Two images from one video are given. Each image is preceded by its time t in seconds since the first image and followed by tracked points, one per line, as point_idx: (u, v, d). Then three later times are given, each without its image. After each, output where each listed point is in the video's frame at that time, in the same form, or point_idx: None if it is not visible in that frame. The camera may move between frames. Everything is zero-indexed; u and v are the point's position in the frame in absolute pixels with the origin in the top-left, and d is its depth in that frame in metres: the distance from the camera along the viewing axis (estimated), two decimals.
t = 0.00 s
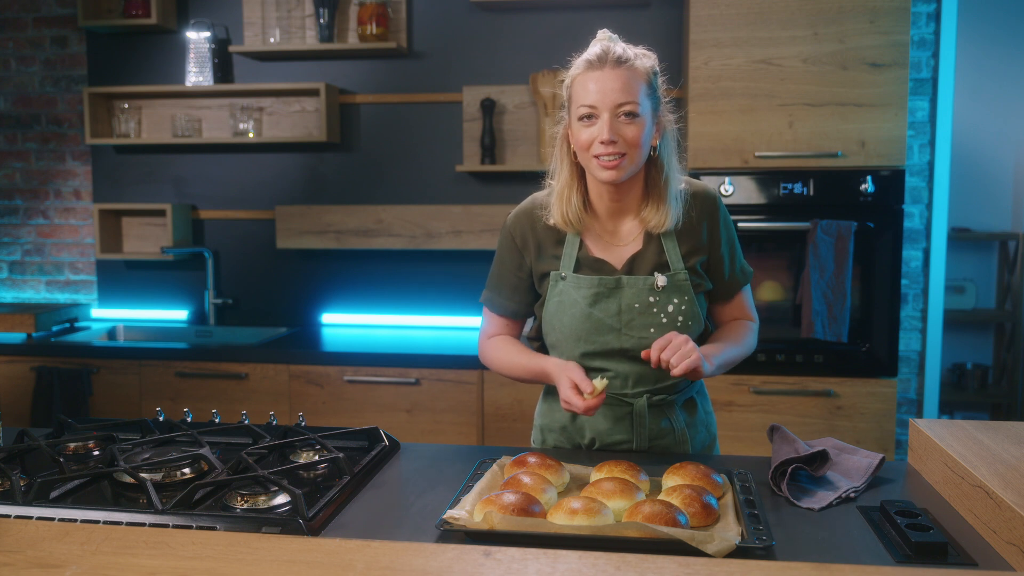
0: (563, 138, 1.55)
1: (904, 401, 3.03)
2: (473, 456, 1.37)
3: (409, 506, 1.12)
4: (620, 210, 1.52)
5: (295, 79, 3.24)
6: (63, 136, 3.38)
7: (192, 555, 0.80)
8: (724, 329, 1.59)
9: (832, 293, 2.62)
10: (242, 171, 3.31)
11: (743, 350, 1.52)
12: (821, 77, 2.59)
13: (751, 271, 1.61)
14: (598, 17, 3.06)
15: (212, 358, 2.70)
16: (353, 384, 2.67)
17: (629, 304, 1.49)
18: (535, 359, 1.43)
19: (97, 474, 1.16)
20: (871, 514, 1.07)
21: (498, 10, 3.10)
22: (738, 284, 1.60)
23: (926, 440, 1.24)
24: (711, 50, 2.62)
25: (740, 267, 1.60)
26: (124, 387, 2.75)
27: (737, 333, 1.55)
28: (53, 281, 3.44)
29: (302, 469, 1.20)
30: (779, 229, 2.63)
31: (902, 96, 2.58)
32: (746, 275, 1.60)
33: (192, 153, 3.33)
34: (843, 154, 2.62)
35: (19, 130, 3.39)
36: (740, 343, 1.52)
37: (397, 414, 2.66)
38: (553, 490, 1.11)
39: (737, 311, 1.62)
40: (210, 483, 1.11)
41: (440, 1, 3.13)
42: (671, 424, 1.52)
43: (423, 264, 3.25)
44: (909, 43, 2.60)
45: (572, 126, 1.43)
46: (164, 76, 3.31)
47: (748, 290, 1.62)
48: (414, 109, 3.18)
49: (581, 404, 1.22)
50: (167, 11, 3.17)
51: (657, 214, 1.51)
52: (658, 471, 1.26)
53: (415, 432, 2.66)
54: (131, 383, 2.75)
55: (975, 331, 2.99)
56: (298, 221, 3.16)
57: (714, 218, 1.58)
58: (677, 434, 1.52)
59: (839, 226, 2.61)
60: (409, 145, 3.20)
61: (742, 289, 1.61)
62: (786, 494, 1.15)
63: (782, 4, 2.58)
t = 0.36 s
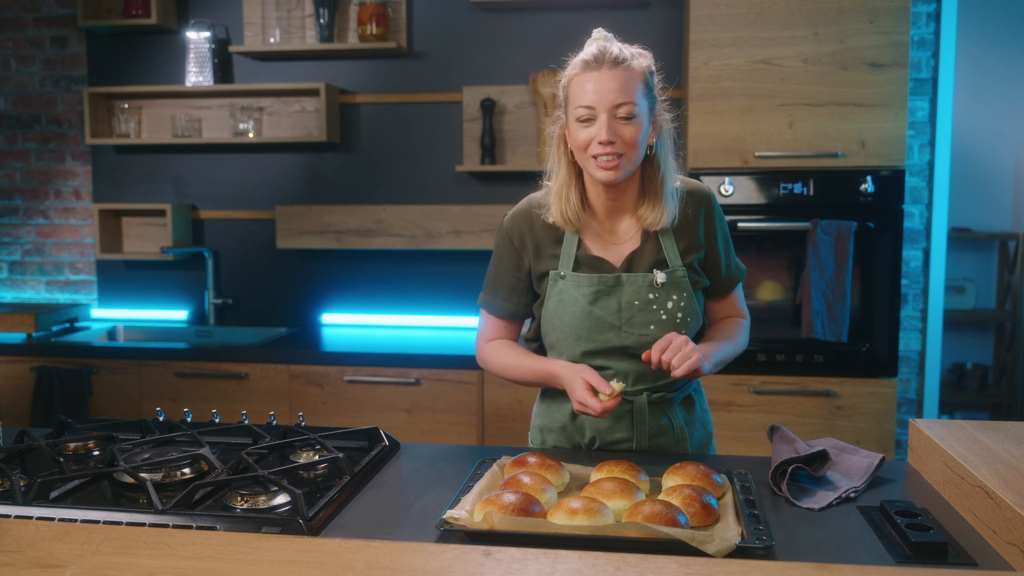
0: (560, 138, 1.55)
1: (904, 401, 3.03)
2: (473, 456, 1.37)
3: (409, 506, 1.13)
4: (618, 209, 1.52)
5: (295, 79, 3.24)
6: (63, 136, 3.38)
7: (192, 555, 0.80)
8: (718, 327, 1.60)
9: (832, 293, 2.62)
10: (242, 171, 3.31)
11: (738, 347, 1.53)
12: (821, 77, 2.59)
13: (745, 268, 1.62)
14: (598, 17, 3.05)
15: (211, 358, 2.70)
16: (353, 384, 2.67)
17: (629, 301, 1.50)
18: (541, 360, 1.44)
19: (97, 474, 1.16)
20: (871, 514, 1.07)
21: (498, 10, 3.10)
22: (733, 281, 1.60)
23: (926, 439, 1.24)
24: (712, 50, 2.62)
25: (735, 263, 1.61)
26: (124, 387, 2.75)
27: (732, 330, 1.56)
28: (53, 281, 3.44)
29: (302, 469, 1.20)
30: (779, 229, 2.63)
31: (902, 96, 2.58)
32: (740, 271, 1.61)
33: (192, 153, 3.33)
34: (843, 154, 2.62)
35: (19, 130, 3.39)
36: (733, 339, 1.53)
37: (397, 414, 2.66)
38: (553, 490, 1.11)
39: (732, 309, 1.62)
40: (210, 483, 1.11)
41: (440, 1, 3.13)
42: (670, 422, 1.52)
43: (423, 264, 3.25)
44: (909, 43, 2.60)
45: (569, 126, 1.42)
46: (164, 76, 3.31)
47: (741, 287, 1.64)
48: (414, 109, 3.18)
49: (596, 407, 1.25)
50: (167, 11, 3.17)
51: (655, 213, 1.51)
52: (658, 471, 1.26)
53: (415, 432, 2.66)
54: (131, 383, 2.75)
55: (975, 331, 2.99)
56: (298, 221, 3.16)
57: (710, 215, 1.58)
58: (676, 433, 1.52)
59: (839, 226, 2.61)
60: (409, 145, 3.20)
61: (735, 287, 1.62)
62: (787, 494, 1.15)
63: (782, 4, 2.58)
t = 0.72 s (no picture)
0: (562, 135, 1.56)
1: (904, 401, 3.03)
2: (473, 456, 1.37)
3: (409, 507, 1.13)
4: (616, 206, 1.52)
5: (295, 79, 3.24)
6: (63, 136, 3.38)
7: (192, 555, 0.80)
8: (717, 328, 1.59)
9: (832, 293, 2.62)
10: (242, 171, 3.31)
11: (730, 351, 1.51)
12: (821, 77, 2.59)
13: (745, 271, 1.62)
14: (598, 17, 3.06)
15: (211, 358, 2.70)
16: (353, 384, 2.67)
17: (623, 300, 1.50)
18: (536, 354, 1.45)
19: (97, 474, 1.16)
20: (871, 514, 1.07)
21: (498, 10, 3.10)
22: (732, 282, 1.60)
23: (926, 439, 1.24)
24: (711, 50, 2.62)
25: (734, 265, 1.61)
26: (124, 387, 2.75)
27: (728, 330, 1.56)
28: (53, 281, 3.44)
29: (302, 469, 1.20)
30: (779, 229, 2.62)
31: (902, 96, 2.58)
32: (740, 274, 1.61)
33: (192, 153, 3.33)
34: (843, 154, 2.62)
35: (19, 130, 3.39)
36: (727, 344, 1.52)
37: (397, 414, 2.66)
38: (553, 490, 1.11)
39: (731, 311, 1.63)
40: (210, 483, 1.11)
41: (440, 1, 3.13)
42: (664, 422, 1.53)
43: (423, 264, 3.25)
44: (909, 43, 2.60)
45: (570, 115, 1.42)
46: (164, 76, 3.31)
47: (741, 289, 1.63)
48: (414, 109, 3.18)
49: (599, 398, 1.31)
50: (167, 11, 3.17)
51: (652, 211, 1.51)
52: (657, 471, 1.26)
53: (415, 432, 2.66)
54: (131, 383, 2.75)
55: (975, 331, 2.99)
56: (298, 221, 3.16)
57: (710, 217, 1.58)
58: (671, 433, 1.53)
59: (840, 226, 2.61)
60: (409, 145, 3.20)
61: (735, 289, 1.62)
62: (786, 494, 1.15)
63: (782, 4, 2.58)
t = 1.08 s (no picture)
0: (568, 136, 1.55)
1: (904, 401, 3.03)
2: (472, 456, 1.37)
3: (409, 507, 1.12)
4: (618, 209, 1.52)
5: (295, 79, 3.24)
6: (63, 136, 3.38)
7: (192, 555, 0.80)
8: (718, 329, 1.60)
9: (832, 293, 2.62)
10: (242, 171, 3.31)
11: (731, 351, 1.52)
12: (821, 77, 2.59)
13: (746, 275, 1.63)
14: (598, 17, 3.06)
15: (211, 358, 2.70)
16: (353, 385, 2.67)
17: (623, 304, 1.49)
18: (532, 356, 1.44)
19: (97, 474, 1.16)
20: (871, 514, 1.07)
21: (498, 10, 3.10)
22: (733, 286, 1.61)
23: (926, 440, 1.24)
24: (711, 50, 2.62)
25: (735, 269, 1.61)
26: (124, 387, 2.75)
27: (729, 331, 1.57)
28: (53, 281, 3.44)
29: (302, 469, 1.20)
30: (779, 229, 2.63)
31: (902, 96, 2.58)
32: (740, 277, 1.62)
33: (192, 153, 3.33)
34: (843, 154, 2.62)
35: (19, 130, 3.39)
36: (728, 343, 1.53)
37: (397, 414, 2.66)
38: (553, 490, 1.11)
39: (732, 313, 1.63)
40: (210, 483, 1.11)
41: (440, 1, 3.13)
42: (663, 423, 1.53)
43: (423, 264, 3.25)
44: (909, 43, 2.60)
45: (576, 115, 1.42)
46: (164, 76, 3.31)
47: (741, 292, 1.64)
48: (414, 109, 3.18)
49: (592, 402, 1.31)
50: (167, 11, 3.17)
51: (654, 216, 1.51)
52: (658, 471, 1.26)
53: (415, 432, 2.66)
54: (131, 383, 2.75)
55: (975, 331, 2.99)
56: (298, 221, 3.16)
57: (712, 221, 1.58)
58: (669, 434, 1.53)
59: (840, 226, 2.61)
60: (409, 145, 3.20)
61: (736, 292, 1.63)
62: (787, 494, 1.15)
63: (782, 4, 2.58)
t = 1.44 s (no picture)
0: (564, 143, 1.54)
1: (904, 401, 3.03)
2: (473, 456, 1.37)
3: (409, 507, 1.12)
4: (617, 216, 1.52)
5: (295, 79, 3.24)
6: (63, 136, 3.38)
7: (192, 555, 0.80)
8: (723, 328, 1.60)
9: (832, 293, 2.62)
10: (242, 171, 3.31)
11: (737, 353, 1.52)
12: (821, 77, 2.59)
13: (748, 274, 1.63)
14: (598, 17, 3.06)
15: (211, 358, 2.70)
16: (353, 385, 2.67)
17: (623, 311, 1.50)
18: (534, 358, 1.44)
19: (97, 474, 1.15)
20: (871, 514, 1.07)
21: (498, 10, 3.10)
22: (736, 285, 1.61)
23: (926, 439, 1.24)
24: (711, 50, 2.62)
25: (737, 268, 1.61)
26: (124, 387, 2.76)
27: (734, 330, 1.58)
28: (53, 281, 3.44)
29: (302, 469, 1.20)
30: (779, 229, 2.63)
31: (902, 96, 2.58)
32: (743, 276, 1.61)
33: (192, 153, 3.33)
34: (843, 154, 2.62)
35: (19, 130, 3.39)
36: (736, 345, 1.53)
37: (397, 414, 2.66)
38: (553, 490, 1.11)
39: (736, 312, 1.63)
40: (210, 483, 1.11)
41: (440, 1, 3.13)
42: (663, 423, 1.53)
43: (423, 264, 3.25)
44: (909, 43, 2.60)
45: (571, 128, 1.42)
46: (164, 76, 3.31)
47: (744, 289, 1.64)
48: (414, 109, 3.18)
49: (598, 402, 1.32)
50: (167, 11, 3.17)
51: (654, 222, 1.51)
52: (658, 471, 1.26)
53: (415, 432, 2.66)
54: (131, 383, 2.75)
55: (975, 331, 2.99)
56: (298, 221, 3.16)
57: (712, 223, 1.59)
58: (670, 434, 1.53)
59: (839, 226, 2.61)
60: (409, 145, 3.20)
61: (739, 290, 1.63)
62: (786, 494, 1.15)
63: (782, 4, 2.58)
